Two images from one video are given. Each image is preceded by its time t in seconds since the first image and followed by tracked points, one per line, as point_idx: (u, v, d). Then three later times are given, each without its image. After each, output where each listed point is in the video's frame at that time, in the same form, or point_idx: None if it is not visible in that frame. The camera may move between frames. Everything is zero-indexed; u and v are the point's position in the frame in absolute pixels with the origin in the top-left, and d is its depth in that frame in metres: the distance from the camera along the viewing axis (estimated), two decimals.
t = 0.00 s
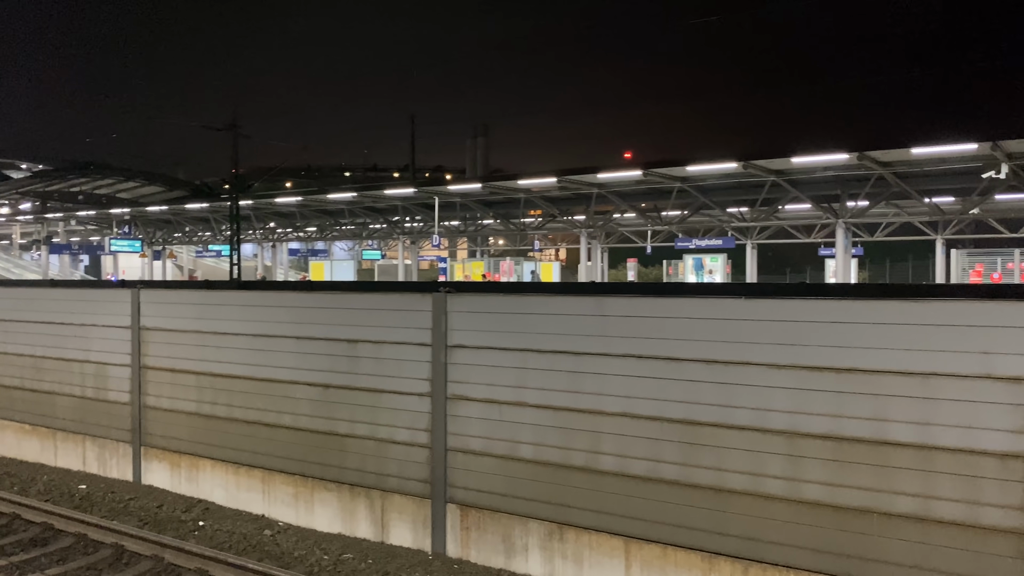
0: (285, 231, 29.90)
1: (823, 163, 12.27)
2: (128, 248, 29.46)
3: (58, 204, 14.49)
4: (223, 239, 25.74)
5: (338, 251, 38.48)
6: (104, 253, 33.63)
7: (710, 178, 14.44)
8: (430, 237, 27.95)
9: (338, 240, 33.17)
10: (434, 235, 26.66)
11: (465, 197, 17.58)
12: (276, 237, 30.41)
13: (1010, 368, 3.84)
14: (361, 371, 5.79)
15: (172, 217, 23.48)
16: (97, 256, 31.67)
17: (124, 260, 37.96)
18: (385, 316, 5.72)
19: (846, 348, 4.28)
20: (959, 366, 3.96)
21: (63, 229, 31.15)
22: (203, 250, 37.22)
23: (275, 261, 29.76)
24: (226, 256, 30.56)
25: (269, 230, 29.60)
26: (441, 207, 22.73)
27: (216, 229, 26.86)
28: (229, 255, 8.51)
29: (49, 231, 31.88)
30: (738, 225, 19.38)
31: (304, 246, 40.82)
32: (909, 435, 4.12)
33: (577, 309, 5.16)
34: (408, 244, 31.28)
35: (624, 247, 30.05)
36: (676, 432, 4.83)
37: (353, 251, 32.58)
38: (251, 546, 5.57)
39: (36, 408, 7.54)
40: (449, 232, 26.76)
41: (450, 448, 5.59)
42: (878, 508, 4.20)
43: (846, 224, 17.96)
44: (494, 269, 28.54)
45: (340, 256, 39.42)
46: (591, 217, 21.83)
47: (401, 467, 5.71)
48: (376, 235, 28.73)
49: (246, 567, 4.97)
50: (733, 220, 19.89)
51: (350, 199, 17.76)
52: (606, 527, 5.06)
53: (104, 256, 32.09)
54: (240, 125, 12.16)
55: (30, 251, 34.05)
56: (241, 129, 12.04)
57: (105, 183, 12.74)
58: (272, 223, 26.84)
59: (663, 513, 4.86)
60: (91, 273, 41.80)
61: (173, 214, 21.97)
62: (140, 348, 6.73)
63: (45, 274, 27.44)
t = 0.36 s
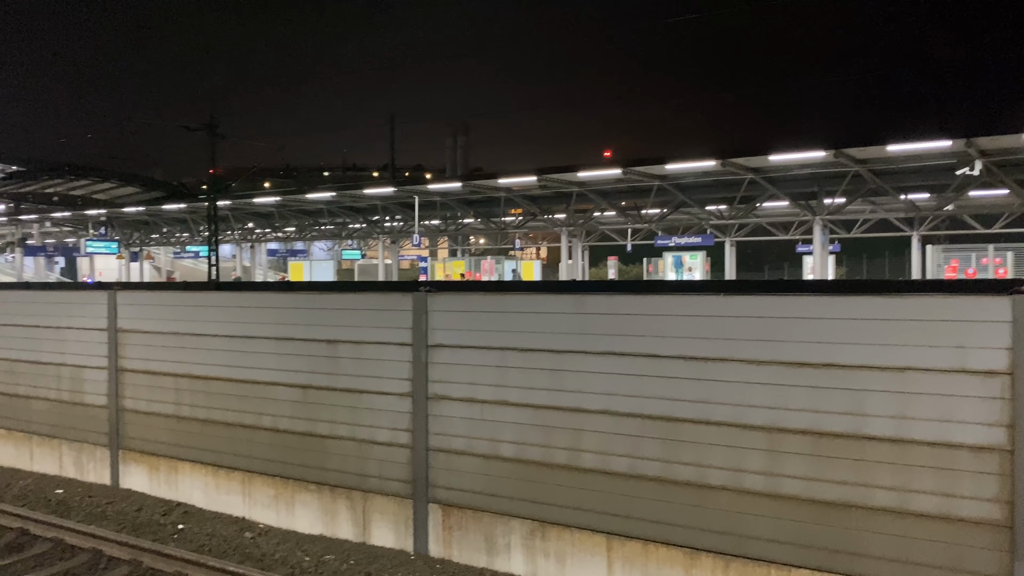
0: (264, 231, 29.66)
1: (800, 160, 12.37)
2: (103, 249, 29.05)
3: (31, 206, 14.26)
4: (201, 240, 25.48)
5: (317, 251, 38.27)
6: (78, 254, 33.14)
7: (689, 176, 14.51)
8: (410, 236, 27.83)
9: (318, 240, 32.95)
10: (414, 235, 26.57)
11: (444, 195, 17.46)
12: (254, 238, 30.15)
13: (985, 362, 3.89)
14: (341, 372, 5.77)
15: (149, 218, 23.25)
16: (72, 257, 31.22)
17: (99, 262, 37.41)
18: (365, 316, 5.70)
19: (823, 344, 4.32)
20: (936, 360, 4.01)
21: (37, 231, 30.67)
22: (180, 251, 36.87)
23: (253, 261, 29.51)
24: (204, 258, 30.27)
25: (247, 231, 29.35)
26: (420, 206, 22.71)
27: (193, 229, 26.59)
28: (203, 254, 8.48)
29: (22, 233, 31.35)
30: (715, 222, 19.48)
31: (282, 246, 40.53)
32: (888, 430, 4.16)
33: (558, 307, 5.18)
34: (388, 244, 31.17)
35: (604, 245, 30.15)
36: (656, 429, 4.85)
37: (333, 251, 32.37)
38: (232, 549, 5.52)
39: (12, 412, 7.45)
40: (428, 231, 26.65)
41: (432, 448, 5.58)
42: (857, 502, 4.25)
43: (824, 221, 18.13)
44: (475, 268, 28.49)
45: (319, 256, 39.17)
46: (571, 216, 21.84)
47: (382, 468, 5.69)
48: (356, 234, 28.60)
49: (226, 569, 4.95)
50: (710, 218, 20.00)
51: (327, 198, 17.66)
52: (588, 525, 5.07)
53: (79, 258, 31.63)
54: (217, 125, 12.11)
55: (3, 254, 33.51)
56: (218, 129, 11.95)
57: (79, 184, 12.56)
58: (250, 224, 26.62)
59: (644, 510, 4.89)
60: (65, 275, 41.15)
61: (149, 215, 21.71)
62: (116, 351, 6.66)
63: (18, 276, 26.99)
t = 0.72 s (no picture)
0: (251, 231, 29.47)
1: (786, 155, 12.41)
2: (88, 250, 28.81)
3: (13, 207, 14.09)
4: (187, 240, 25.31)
5: (305, 251, 38.08)
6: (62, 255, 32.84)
7: (677, 172, 14.53)
8: (398, 235, 27.76)
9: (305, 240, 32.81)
10: (402, 233, 26.49)
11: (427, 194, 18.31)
12: (241, 237, 29.98)
13: (969, 354, 3.92)
14: (329, 372, 5.74)
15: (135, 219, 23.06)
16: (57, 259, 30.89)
17: (84, 263, 37.09)
18: (352, 315, 5.67)
19: (809, 339, 4.34)
20: (920, 354, 4.03)
21: (21, 232, 30.38)
22: (166, 251, 36.54)
23: (240, 262, 29.34)
24: (191, 258, 30.04)
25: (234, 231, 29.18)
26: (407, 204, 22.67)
27: (180, 229, 26.43)
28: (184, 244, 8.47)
29: (6, 235, 31.03)
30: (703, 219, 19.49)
31: (269, 246, 40.32)
32: (873, 423, 4.17)
33: (545, 305, 5.17)
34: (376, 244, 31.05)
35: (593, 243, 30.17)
36: (644, 425, 4.86)
37: (321, 250, 32.19)
38: (220, 550, 5.49)
39: None
40: (417, 230, 26.58)
41: (421, 447, 5.57)
42: (844, 495, 4.26)
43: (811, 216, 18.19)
44: (464, 266, 28.43)
45: (307, 256, 39.00)
46: (559, 213, 21.83)
47: (371, 467, 5.67)
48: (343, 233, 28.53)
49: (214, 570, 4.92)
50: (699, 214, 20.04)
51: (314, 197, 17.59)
52: (577, 522, 5.08)
53: (64, 260, 31.35)
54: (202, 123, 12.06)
55: None
56: (203, 129, 11.91)
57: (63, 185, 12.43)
58: (236, 223, 26.45)
59: (633, 506, 4.89)
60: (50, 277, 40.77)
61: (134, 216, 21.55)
62: (101, 352, 6.60)
63: (2, 278, 26.73)
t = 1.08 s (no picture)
0: (252, 230, 29.48)
1: (787, 149, 12.37)
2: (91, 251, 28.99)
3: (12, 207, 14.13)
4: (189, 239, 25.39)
5: (307, 249, 38.09)
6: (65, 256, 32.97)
7: (677, 167, 14.49)
8: (399, 232, 27.76)
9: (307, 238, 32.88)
10: (403, 231, 26.49)
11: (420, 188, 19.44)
12: (242, 236, 30.04)
13: (968, 347, 3.89)
14: (328, 370, 5.74)
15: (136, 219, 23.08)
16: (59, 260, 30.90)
17: (85, 264, 37.12)
18: (350, 313, 5.66)
19: (807, 333, 4.32)
20: (919, 347, 4.01)
21: (24, 233, 30.51)
22: (167, 251, 36.54)
23: (242, 261, 29.39)
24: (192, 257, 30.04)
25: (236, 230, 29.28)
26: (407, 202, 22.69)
27: (180, 229, 26.52)
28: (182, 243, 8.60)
29: (10, 236, 31.18)
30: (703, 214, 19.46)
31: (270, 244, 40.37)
32: (873, 416, 4.15)
33: (544, 301, 5.16)
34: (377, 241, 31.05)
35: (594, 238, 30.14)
36: (643, 420, 4.85)
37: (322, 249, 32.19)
38: (221, 549, 5.49)
39: None
40: (418, 227, 26.56)
41: (421, 444, 5.56)
42: (844, 489, 4.25)
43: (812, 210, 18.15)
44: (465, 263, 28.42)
45: (308, 254, 39.07)
46: (560, 209, 21.80)
47: (371, 465, 5.67)
48: (344, 232, 28.60)
49: (215, 569, 4.94)
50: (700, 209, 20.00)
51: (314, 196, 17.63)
52: (578, 518, 5.07)
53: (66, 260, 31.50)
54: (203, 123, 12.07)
55: None
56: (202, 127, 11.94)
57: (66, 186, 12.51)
58: (238, 222, 26.51)
59: (633, 501, 4.88)
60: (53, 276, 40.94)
61: (135, 216, 21.62)
62: (102, 353, 6.62)
63: (5, 280, 26.82)
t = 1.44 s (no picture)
0: (264, 229, 29.65)
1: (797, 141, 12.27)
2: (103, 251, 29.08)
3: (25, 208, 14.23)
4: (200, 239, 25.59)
5: (318, 247, 38.29)
6: (79, 257, 33.34)
7: (686, 161, 14.41)
8: (410, 230, 27.90)
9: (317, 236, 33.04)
10: (413, 228, 26.59)
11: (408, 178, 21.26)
12: (253, 235, 30.25)
13: (978, 340, 3.84)
14: (336, 368, 5.76)
15: (149, 219, 23.26)
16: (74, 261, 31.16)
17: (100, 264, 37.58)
18: (357, 312, 5.68)
19: (814, 327, 4.28)
20: (928, 341, 3.96)
21: (38, 235, 30.90)
22: (180, 251, 36.80)
23: (253, 260, 29.55)
24: (205, 257, 30.24)
25: (246, 229, 29.48)
26: (416, 199, 22.73)
27: (192, 229, 26.75)
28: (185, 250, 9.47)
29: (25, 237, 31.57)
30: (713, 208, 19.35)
31: (281, 242, 40.59)
32: (882, 411, 4.11)
33: (549, 297, 5.16)
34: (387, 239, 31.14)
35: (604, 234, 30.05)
36: (650, 416, 4.83)
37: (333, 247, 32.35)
38: (232, 547, 5.53)
39: (13, 416, 7.48)
40: (428, 225, 26.63)
41: (429, 441, 5.58)
42: (853, 484, 4.21)
43: (823, 203, 18.01)
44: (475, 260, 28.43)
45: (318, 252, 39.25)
46: (569, 205, 21.76)
47: (380, 463, 5.68)
48: (355, 230, 28.73)
49: (226, 568, 4.99)
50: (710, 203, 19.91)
51: (323, 194, 17.70)
52: (586, 514, 5.07)
53: (80, 261, 31.86)
54: (212, 124, 12.20)
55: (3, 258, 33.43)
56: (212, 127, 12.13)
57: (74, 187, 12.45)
58: (248, 222, 26.68)
59: (641, 497, 4.87)
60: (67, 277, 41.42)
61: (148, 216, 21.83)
62: (113, 353, 6.68)
63: (20, 281, 27.17)
